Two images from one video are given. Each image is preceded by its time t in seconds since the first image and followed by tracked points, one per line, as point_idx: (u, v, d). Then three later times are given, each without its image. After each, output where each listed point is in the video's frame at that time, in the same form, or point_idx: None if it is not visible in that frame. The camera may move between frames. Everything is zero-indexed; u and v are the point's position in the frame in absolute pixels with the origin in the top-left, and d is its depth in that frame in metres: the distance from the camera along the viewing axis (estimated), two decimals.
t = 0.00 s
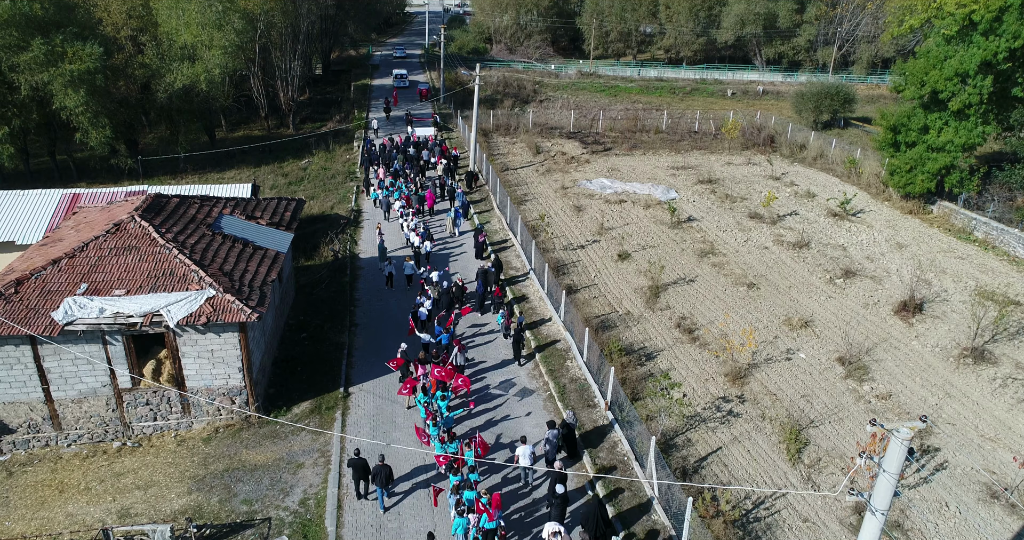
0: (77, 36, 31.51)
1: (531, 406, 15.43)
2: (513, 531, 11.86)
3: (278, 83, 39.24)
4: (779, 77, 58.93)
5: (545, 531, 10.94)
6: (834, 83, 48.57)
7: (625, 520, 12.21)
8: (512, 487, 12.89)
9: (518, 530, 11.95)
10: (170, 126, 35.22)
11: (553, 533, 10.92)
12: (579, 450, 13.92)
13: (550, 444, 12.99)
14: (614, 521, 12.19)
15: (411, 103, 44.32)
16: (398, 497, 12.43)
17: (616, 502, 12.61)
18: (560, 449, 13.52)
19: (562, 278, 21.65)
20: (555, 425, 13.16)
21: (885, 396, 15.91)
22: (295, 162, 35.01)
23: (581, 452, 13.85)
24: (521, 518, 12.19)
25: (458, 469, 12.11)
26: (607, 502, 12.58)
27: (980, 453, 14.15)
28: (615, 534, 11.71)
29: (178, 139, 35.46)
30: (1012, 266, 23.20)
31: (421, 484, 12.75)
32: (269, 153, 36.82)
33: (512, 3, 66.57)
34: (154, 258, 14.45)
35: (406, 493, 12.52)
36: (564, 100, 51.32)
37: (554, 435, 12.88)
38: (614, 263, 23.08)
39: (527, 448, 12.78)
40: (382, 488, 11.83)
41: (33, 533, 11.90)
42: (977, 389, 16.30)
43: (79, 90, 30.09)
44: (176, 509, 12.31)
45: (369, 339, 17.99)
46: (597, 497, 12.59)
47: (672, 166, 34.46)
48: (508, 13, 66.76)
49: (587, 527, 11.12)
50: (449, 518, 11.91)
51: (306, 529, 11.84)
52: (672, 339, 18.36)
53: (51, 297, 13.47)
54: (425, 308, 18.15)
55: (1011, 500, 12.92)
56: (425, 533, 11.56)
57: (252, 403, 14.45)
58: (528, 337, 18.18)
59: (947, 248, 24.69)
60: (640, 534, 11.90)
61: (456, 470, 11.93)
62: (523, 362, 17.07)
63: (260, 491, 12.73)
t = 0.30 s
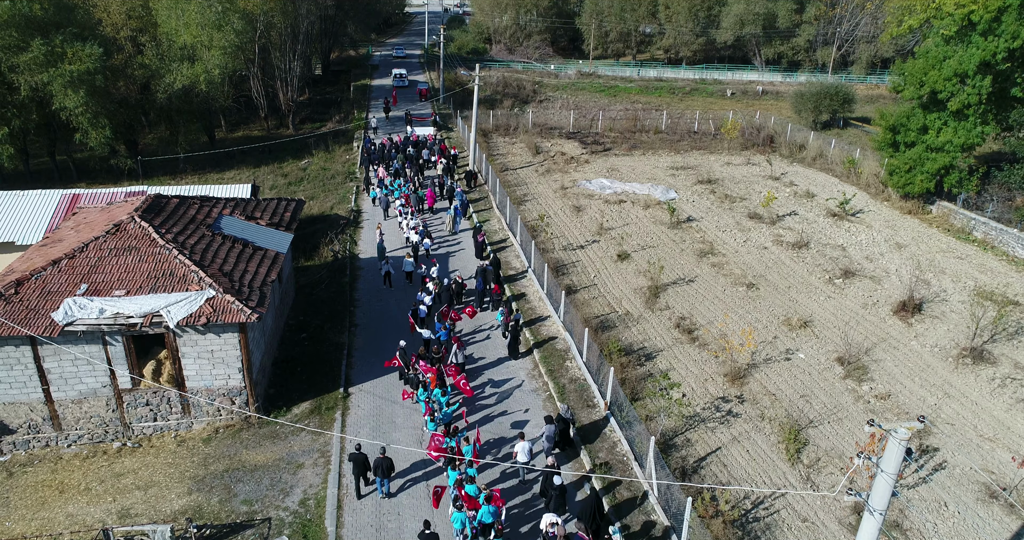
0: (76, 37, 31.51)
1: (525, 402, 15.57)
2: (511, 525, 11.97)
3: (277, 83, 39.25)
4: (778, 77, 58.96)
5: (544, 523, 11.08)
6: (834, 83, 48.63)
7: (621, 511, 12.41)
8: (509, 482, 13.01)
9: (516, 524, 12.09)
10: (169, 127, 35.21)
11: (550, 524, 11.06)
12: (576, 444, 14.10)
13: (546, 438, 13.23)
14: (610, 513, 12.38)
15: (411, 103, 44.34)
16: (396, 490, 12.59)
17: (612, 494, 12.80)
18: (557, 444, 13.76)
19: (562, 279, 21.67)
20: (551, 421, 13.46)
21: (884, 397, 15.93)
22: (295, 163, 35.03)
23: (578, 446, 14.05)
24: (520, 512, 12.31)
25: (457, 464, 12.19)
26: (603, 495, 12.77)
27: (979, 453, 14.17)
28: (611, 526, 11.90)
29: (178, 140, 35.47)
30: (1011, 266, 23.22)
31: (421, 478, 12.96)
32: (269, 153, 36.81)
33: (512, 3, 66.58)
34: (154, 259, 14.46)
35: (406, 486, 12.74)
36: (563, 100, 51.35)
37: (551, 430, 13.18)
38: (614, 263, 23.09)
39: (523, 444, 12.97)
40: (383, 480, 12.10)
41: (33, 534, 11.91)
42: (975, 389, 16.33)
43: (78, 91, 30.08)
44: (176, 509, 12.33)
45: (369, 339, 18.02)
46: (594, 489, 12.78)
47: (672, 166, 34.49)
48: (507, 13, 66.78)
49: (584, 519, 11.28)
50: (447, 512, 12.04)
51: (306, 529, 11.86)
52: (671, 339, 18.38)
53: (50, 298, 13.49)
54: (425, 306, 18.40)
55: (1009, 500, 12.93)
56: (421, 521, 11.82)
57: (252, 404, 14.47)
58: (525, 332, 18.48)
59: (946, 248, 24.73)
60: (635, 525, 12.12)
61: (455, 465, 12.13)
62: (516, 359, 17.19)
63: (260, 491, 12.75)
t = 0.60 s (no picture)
0: (76, 37, 31.51)
1: (524, 403, 15.63)
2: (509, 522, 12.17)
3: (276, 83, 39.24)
4: (778, 77, 59.00)
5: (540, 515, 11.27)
6: (833, 83, 48.69)
7: (616, 505, 12.61)
8: (508, 480, 13.20)
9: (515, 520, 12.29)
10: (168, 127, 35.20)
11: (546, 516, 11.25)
12: (573, 440, 14.28)
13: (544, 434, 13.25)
14: (605, 506, 12.58)
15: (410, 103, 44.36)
16: (397, 488, 12.67)
17: (608, 489, 12.95)
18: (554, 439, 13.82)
19: (561, 279, 21.68)
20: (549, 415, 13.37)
21: (883, 397, 15.94)
22: (294, 163, 35.03)
23: (576, 441, 14.23)
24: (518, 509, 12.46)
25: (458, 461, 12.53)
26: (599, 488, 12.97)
27: (977, 453, 14.18)
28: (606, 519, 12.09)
29: (177, 140, 35.46)
30: (1010, 266, 23.25)
31: (419, 477, 13.01)
32: (268, 153, 36.81)
33: (511, 3, 66.56)
34: (153, 260, 14.46)
35: (405, 486, 12.78)
36: (563, 100, 51.38)
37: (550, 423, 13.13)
38: (613, 264, 23.09)
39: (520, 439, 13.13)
40: (382, 476, 12.25)
41: (32, 534, 11.92)
42: (974, 389, 16.34)
43: (77, 91, 30.07)
44: (175, 510, 12.34)
45: (368, 339, 18.03)
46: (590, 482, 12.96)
47: (671, 166, 34.51)
48: (506, 13, 66.87)
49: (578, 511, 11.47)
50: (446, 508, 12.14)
51: (305, 530, 11.88)
52: (670, 339, 18.41)
53: (50, 299, 13.49)
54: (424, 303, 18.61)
55: (1007, 500, 12.94)
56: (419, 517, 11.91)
57: (252, 404, 14.47)
58: (522, 330, 18.62)
59: (945, 248, 24.76)
60: (629, 519, 12.31)
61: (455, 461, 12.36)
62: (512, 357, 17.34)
63: (260, 492, 12.76)
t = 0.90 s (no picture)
0: (74, 37, 31.47)
1: (525, 402, 15.70)
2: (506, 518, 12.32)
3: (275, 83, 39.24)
4: (776, 77, 59.05)
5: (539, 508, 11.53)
6: (831, 83, 48.73)
7: (610, 496, 12.82)
8: (505, 476, 13.38)
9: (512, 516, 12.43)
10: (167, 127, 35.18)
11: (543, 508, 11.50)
12: (569, 436, 14.44)
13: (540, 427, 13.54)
14: (600, 498, 12.80)
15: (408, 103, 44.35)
16: (394, 477, 12.97)
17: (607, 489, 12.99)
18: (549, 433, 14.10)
19: (560, 280, 21.69)
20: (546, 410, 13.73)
21: (881, 397, 15.96)
22: (293, 163, 35.00)
23: (572, 437, 14.40)
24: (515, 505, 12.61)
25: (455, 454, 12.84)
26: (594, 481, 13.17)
27: (975, 453, 14.20)
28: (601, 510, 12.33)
29: (176, 140, 35.45)
30: (1008, 266, 23.27)
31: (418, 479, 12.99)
32: (267, 154, 36.78)
33: (510, 3, 66.53)
34: (152, 260, 14.45)
35: (404, 487, 12.75)
36: (561, 100, 51.40)
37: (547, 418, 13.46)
38: (612, 264, 23.09)
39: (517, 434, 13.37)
40: (379, 470, 12.45)
41: (31, 535, 11.92)
42: (973, 389, 16.36)
43: (76, 92, 30.03)
44: (174, 510, 12.34)
45: (366, 339, 18.02)
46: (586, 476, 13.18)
47: (669, 166, 34.52)
48: (505, 13, 66.91)
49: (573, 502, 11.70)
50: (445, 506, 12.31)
51: (303, 530, 11.88)
52: (669, 339, 18.43)
53: (48, 300, 13.48)
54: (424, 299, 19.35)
55: (1005, 500, 12.96)
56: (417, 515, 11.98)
57: (250, 405, 14.46)
58: (521, 330, 18.64)
59: (943, 248, 24.79)
60: (625, 511, 12.51)
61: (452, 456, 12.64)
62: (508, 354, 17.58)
63: (258, 492, 12.75)
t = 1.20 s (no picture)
0: (73, 37, 31.41)
1: (525, 400, 15.77)
2: (504, 513, 12.47)
3: (274, 83, 39.22)
4: (775, 77, 59.07)
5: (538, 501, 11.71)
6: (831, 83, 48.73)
7: (606, 489, 12.99)
8: (502, 471, 13.54)
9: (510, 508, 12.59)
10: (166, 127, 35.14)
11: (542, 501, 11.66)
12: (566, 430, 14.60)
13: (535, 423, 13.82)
14: (596, 491, 12.99)
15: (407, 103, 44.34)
16: (394, 478, 12.96)
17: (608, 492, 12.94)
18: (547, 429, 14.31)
19: (559, 280, 21.68)
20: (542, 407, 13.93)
21: (881, 397, 15.96)
22: (292, 163, 34.97)
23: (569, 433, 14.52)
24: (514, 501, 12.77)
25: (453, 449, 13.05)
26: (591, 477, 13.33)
27: (975, 453, 14.20)
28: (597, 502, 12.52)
29: (175, 140, 35.40)
30: (1008, 266, 23.27)
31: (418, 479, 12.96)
32: (266, 154, 36.74)
33: (509, 3, 66.51)
34: (150, 261, 14.41)
35: (404, 488, 12.74)
36: (561, 100, 51.40)
37: (542, 414, 13.79)
38: (611, 264, 23.07)
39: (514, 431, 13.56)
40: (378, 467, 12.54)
41: (30, 536, 11.89)
42: (972, 389, 16.36)
43: (75, 92, 29.97)
44: (173, 511, 12.31)
45: (366, 340, 18.01)
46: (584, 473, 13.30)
47: (669, 166, 34.50)
48: (504, 13, 66.90)
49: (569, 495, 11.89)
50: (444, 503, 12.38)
51: (302, 531, 11.86)
52: (668, 340, 18.43)
53: (47, 300, 13.45)
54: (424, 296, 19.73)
55: (1005, 500, 12.96)
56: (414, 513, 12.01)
57: (249, 405, 14.45)
58: (521, 331, 18.64)
59: (942, 248, 24.78)
60: (621, 505, 12.69)
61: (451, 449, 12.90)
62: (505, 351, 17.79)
63: (257, 493, 12.73)
